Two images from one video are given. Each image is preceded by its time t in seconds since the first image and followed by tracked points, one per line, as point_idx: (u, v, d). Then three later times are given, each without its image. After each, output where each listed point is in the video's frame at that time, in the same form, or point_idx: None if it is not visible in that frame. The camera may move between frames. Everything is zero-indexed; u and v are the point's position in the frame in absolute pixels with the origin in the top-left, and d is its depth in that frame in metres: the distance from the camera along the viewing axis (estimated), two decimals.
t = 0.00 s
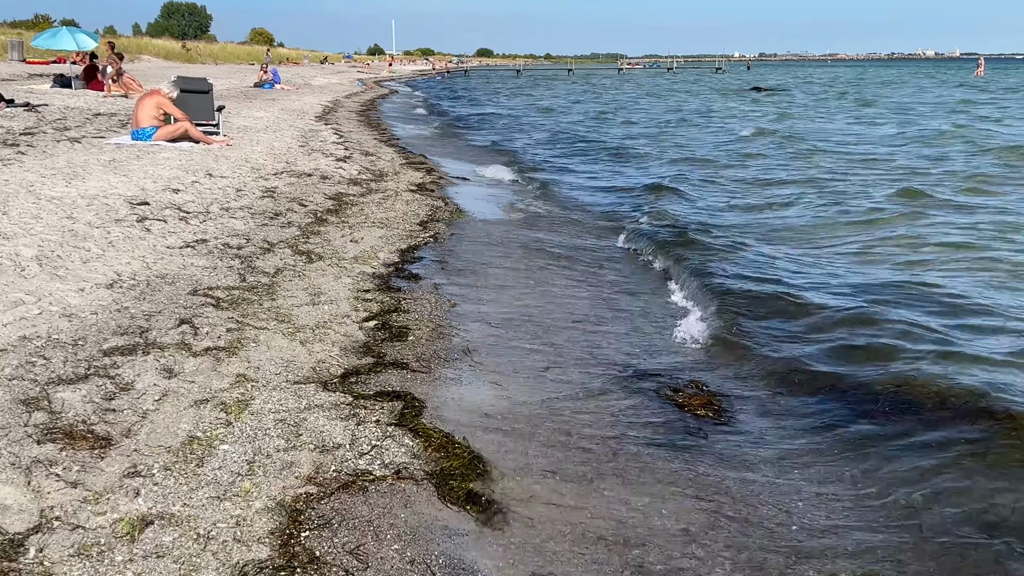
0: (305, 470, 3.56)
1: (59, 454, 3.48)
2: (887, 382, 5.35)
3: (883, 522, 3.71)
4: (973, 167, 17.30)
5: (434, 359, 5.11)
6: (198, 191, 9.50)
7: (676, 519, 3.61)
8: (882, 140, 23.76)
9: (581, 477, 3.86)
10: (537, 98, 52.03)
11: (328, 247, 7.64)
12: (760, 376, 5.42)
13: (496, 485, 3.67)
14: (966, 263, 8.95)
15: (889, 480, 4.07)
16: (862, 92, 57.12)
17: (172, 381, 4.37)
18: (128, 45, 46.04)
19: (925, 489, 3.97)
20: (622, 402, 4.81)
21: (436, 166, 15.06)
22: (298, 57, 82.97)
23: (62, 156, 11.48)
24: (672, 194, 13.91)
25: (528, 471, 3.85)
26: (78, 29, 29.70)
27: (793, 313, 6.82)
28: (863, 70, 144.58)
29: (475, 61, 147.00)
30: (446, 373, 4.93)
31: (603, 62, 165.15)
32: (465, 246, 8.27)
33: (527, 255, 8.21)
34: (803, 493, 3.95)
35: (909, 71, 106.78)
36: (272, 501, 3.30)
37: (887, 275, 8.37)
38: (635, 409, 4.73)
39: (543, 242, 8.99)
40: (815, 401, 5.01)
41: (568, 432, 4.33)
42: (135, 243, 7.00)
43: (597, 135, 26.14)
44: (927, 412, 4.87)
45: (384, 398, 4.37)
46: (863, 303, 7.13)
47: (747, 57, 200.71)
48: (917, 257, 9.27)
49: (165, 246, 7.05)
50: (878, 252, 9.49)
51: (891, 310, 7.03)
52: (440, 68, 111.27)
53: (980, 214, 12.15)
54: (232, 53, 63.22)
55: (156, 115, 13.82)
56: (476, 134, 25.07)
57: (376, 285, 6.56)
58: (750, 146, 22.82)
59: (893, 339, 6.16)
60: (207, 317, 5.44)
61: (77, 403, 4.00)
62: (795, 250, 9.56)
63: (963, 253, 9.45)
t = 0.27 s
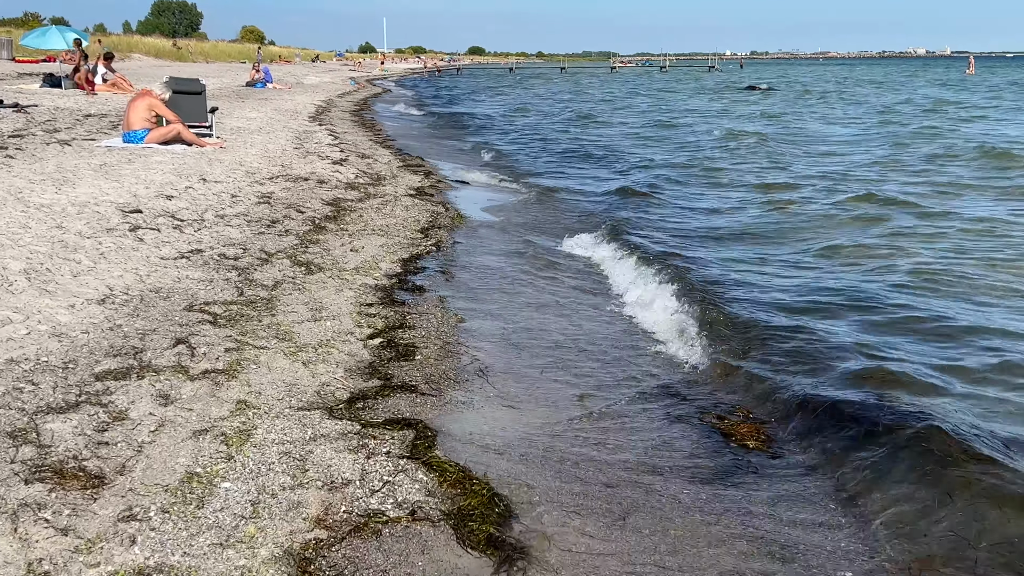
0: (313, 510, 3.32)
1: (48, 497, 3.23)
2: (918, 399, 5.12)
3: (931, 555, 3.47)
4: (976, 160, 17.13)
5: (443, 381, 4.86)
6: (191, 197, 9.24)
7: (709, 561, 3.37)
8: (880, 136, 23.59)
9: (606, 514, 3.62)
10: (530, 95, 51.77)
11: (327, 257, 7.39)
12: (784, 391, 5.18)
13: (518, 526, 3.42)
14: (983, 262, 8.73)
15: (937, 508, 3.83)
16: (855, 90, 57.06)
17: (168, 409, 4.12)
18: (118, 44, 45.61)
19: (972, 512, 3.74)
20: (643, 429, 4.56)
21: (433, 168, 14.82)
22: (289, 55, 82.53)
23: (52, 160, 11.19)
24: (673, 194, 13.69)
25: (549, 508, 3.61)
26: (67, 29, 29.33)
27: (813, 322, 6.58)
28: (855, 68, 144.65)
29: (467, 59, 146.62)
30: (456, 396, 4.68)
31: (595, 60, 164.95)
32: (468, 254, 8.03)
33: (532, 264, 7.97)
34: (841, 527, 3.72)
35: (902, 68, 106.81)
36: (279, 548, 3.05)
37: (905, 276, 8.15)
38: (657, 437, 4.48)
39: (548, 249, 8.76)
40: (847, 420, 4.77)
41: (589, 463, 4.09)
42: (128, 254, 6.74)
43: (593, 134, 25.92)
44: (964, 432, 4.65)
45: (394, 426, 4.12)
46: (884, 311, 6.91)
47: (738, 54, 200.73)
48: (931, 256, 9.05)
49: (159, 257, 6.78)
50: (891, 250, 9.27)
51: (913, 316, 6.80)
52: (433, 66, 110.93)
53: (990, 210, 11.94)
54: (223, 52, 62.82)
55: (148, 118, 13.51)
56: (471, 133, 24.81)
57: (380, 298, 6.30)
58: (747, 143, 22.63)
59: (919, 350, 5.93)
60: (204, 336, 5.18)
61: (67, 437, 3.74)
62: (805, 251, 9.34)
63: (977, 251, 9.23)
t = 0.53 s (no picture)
0: (313, 560, 3.07)
1: (25, 546, 2.97)
2: (945, 421, 4.90)
3: None
4: (976, 161, 16.96)
5: (448, 406, 4.61)
6: (183, 204, 8.98)
7: None
8: (877, 135, 23.43)
9: (628, 557, 3.38)
10: (523, 95, 51.55)
11: (323, 268, 7.15)
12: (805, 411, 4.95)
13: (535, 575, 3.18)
14: (996, 268, 8.51)
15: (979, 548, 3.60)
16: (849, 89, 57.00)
17: (157, 442, 3.86)
18: (109, 43, 45.24)
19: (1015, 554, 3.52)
20: (660, 458, 4.32)
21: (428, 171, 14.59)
22: (281, 55, 82.18)
23: (39, 166, 10.92)
24: (673, 196, 13.48)
25: (567, 553, 3.36)
26: (56, 29, 28.98)
27: (828, 335, 6.35)
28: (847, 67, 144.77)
29: (460, 58, 146.30)
30: (462, 423, 4.44)
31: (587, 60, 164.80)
32: (468, 265, 7.79)
33: (534, 274, 7.73)
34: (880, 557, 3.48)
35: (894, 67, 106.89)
36: None
37: (916, 284, 7.94)
38: (676, 467, 4.24)
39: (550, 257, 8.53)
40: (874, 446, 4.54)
41: (607, 497, 3.83)
42: (117, 268, 6.48)
43: (589, 134, 25.72)
44: (997, 459, 4.42)
45: (398, 459, 3.87)
46: (900, 322, 6.69)
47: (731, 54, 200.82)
48: (942, 261, 8.83)
49: (148, 270, 6.52)
50: (901, 255, 9.06)
51: (931, 328, 6.58)
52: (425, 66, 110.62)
53: (996, 214, 11.75)
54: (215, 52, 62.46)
55: (138, 121, 13.17)
56: (466, 134, 24.57)
57: (378, 314, 6.06)
58: (745, 143, 22.44)
59: (942, 365, 5.70)
60: (196, 358, 4.91)
61: (47, 474, 3.48)
62: (813, 256, 9.12)
63: (989, 257, 9.02)
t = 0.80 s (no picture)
0: None
1: None
2: (972, 444, 4.65)
3: None
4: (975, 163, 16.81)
5: (449, 427, 4.33)
6: (171, 208, 8.70)
7: None
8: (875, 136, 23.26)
9: None
10: (517, 96, 51.29)
11: (316, 276, 6.87)
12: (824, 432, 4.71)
13: None
14: (1006, 275, 8.30)
15: None
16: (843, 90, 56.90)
17: (137, 471, 3.57)
18: (100, 43, 44.83)
19: None
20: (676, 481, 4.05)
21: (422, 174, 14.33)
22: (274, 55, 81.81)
23: (24, 169, 10.62)
24: (672, 199, 13.25)
25: None
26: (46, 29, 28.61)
27: (842, 347, 6.10)
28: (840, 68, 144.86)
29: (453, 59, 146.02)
30: (466, 446, 4.15)
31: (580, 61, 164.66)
32: (466, 272, 7.53)
33: (535, 281, 7.47)
34: None
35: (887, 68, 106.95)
36: None
37: (925, 293, 7.72)
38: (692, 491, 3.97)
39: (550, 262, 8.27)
40: (899, 471, 4.30)
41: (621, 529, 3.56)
42: (100, 276, 6.20)
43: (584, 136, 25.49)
44: None
45: (398, 489, 3.58)
46: (915, 334, 6.44)
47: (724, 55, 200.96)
48: (952, 268, 8.60)
49: (133, 279, 6.24)
50: (910, 261, 8.83)
51: (948, 340, 6.33)
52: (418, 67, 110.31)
53: (1001, 218, 11.56)
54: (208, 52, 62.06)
55: (127, 123, 12.92)
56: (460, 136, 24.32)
57: (375, 325, 5.78)
58: (742, 145, 22.24)
59: (961, 381, 5.48)
60: (181, 376, 4.62)
61: (16, 510, 3.20)
62: (818, 261, 8.89)
63: (1000, 264, 8.80)
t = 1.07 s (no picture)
0: None
1: None
2: (1004, 477, 4.36)
3: None
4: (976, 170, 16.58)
5: (448, 466, 4.03)
6: (156, 220, 8.38)
7: None
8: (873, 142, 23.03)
9: None
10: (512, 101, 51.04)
11: (307, 294, 6.56)
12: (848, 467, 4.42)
13: None
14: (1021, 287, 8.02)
15: None
16: (838, 94, 56.76)
17: (107, 523, 3.25)
18: (91, 47, 44.44)
19: None
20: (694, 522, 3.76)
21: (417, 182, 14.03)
22: (267, 60, 81.45)
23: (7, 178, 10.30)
24: (672, 207, 12.97)
25: None
26: (36, 33, 28.25)
27: (859, 370, 5.82)
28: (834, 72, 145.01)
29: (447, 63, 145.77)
30: (467, 489, 3.84)
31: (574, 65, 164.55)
32: (464, 289, 7.22)
33: (535, 299, 7.17)
34: None
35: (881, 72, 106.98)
36: None
37: (939, 307, 7.44)
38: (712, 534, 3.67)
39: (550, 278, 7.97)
40: (931, 508, 4.02)
41: None
42: (78, 296, 5.87)
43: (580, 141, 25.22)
44: None
45: (395, 544, 3.28)
46: (934, 355, 6.16)
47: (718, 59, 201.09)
48: (964, 281, 8.32)
49: (114, 299, 5.92)
50: (920, 274, 8.56)
51: (969, 359, 6.05)
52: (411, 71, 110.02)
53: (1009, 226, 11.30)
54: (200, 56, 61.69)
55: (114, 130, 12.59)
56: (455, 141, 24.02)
57: (369, 349, 5.47)
58: (740, 151, 21.99)
59: (986, 407, 5.19)
60: (161, 409, 4.30)
61: None
62: (825, 274, 8.62)
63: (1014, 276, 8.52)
